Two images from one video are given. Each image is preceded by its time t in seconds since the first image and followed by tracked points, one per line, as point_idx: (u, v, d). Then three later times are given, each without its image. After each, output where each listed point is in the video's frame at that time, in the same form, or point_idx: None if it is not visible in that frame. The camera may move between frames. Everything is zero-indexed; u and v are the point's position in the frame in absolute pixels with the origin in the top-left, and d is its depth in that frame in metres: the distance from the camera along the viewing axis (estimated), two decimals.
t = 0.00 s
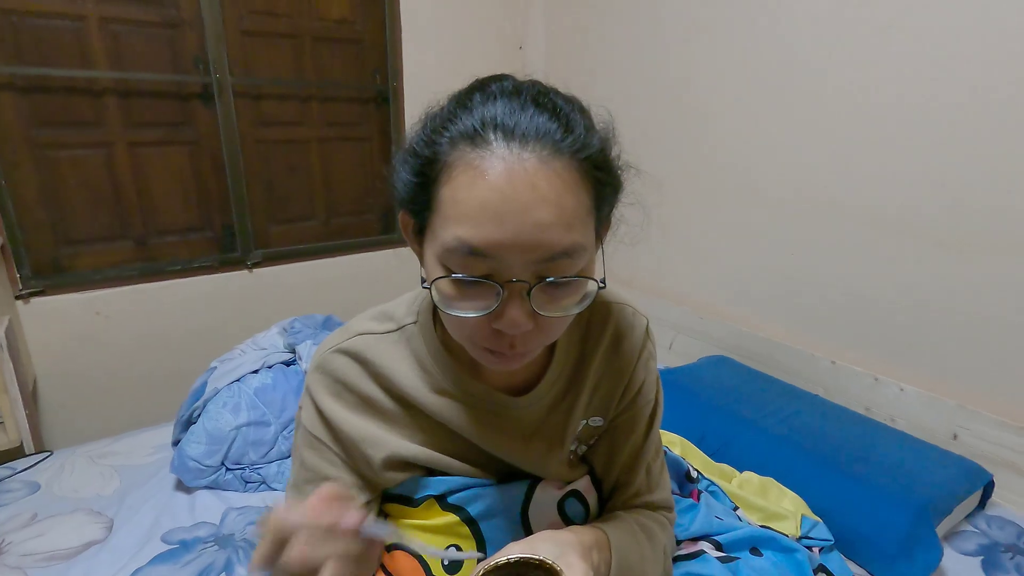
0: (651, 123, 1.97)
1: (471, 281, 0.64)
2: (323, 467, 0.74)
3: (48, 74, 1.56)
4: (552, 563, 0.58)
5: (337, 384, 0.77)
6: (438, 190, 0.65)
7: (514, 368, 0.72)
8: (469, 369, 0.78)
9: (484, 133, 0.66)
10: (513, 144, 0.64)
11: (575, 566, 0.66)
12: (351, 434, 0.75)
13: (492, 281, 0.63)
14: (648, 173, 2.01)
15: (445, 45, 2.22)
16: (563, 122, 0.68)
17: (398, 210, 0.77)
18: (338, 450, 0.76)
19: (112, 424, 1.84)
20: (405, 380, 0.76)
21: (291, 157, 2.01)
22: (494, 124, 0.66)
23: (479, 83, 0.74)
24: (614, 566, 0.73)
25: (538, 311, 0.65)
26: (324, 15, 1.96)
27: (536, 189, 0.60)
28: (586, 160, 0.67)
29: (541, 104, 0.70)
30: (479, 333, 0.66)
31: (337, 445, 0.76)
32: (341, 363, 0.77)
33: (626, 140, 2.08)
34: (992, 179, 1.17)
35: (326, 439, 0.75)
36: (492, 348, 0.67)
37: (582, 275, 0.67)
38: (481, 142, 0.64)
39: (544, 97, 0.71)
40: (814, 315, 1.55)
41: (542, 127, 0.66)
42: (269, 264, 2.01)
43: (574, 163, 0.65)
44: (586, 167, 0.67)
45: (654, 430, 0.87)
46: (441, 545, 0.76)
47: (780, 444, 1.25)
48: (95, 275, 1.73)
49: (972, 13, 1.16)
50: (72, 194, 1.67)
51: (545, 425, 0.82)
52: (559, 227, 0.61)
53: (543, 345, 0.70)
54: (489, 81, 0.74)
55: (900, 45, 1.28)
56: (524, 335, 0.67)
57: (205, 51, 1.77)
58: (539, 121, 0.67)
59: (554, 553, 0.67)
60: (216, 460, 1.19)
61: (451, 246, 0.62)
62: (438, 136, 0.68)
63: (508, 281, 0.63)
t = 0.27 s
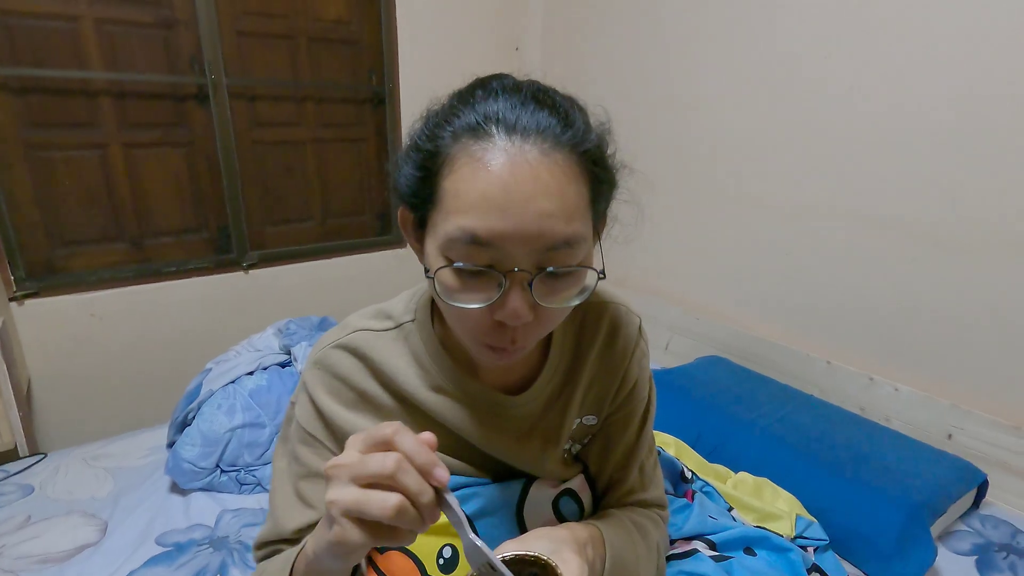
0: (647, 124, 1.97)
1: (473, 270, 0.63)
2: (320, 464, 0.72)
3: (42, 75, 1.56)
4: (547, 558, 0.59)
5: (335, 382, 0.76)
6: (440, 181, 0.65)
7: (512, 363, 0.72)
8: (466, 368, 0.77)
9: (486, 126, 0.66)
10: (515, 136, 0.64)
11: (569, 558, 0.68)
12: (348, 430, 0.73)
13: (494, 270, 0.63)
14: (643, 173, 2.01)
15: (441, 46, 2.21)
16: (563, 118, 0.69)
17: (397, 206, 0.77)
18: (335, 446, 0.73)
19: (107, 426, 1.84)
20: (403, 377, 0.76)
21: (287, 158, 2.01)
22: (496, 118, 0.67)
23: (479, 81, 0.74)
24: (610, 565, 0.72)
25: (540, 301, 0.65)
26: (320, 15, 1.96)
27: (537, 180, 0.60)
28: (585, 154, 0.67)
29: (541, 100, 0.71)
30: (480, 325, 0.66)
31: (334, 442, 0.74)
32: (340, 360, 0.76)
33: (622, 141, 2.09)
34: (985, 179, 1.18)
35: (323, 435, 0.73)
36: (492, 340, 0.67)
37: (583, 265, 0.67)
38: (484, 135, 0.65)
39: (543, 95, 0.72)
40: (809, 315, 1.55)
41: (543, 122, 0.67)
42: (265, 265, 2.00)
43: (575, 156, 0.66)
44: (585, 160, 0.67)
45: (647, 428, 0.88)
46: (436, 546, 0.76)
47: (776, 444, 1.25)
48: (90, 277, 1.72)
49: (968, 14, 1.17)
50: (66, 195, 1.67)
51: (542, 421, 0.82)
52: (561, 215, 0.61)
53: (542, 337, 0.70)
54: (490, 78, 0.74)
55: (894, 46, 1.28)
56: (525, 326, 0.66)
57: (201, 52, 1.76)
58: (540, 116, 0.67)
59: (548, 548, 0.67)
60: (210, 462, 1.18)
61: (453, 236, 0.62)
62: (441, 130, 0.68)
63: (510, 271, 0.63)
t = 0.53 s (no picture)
0: (644, 124, 1.98)
1: (474, 266, 0.63)
2: (315, 463, 0.72)
3: (38, 75, 1.56)
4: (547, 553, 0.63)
5: (334, 379, 0.76)
6: (443, 176, 0.65)
7: (511, 358, 0.72)
8: (463, 365, 0.77)
9: (489, 123, 0.66)
10: (519, 132, 0.64)
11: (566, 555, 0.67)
12: (344, 428, 0.73)
13: (495, 266, 0.63)
14: (641, 173, 2.02)
15: (438, 46, 2.21)
16: (566, 116, 0.69)
17: (398, 200, 0.77)
18: (332, 445, 0.74)
19: (104, 427, 1.83)
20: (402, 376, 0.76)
21: (285, 158, 2.01)
22: (499, 115, 0.67)
23: (482, 78, 0.74)
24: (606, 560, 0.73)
25: (540, 298, 0.65)
26: (318, 16, 1.95)
27: (539, 177, 0.60)
28: (587, 152, 0.67)
29: (544, 99, 0.71)
30: (479, 321, 0.66)
31: (331, 440, 0.74)
32: (338, 357, 0.76)
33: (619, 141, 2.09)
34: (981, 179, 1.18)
35: (319, 433, 0.73)
36: (491, 337, 0.67)
37: (583, 263, 0.68)
38: (487, 131, 0.65)
39: (546, 93, 0.72)
40: (807, 315, 1.56)
41: (546, 119, 0.67)
42: (263, 265, 2.00)
43: (577, 154, 0.66)
44: (587, 159, 0.67)
45: (643, 424, 0.88)
46: (432, 544, 0.76)
47: (773, 443, 1.25)
48: (86, 277, 1.72)
49: (964, 14, 1.17)
50: (63, 195, 1.66)
51: (540, 418, 0.82)
52: (562, 212, 0.61)
53: (541, 335, 0.70)
54: (493, 76, 0.74)
55: (890, 46, 1.29)
56: (525, 323, 0.66)
57: (198, 52, 1.76)
58: (543, 114, 0.68)
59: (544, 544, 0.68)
60: (208, 462, 1.18)
61: (454, 232, 0.62)
62: (444, 126, 0.68)
63: (511, 267, 0.63)
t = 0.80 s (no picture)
0: (643, 123, 1.98)
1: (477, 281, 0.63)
2: (314, 462, 0.72)
3: (37, 73, 1.55)
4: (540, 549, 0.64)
5: (334, 378, 0.76)
6: (445, 189, 0.65)
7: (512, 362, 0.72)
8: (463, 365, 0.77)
9: (492, 135, 0.66)
10: (522, 146, 0.64)
11: (558, 548, 0.67)
12: (344, 426, 0.73)
13: (499, 281, 0.63)
14: (640, 173, 2.02)
15: (437, 45, 2.21)
16: (569, 127, 0.69)
17: (399, 207, 0.77)
18: (331, 445, 0.73)
19: (103, 426, 1.83)
20: (402, 375, 0.76)
21: (283, 157, 2.01)
22: (502, 127, 0.67)
23: (485, 86, 0.74)
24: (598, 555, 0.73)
25: (542, 312, 0.66)
26: (317, 15, 1.95)
27: (543, 192, 0.61)
28: (590, 164, 0.67)
29: (547, 109, 0.71)
30: (481, 331, 0.66)
31: (330, 440, 0.74)
32: (339, 357, 0.76)
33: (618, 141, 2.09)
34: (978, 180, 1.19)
35: (318, 432, 0.73)
36: (493, 348, 0.68)
37: (584, 276, 0.68)
38: (490, 144, 0.65)
39: (549, 103, 0.72)
40: (805, 315, 1.56)
41: (549, 131, 0.67)
42: (261, 264, 2.00)
43: (580, 167, 0.66)
44: (590, 171, 0.67)
45: (642, 425, 0.89)
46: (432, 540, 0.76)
47: (771, 442, 1.26)
48: (85, 276, 1.72)
49: (962, 15, 1.17)
50: (61, 194, 1.66)
51: (540, 420, 0.82)
52: (563, 219, 0.61)
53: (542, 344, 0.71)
54: (495, 83, 0.74)
55: (889, 47, 1.29)
56: (527, 334, 0.67)
57: (197, 51, 1.76)
58: (546, 126, 0.68)
59: (539, 536, 0.67)
60: (206, 461, 1.18)
61: (457, 245, 0.62)
62: (447, 137, 0.68)
63: (514, 282, 0.63)
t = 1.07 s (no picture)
0: (640, 123, 1.98)
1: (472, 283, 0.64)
2: (313, 460, 0.72)
3: (35, 76, 1.56)
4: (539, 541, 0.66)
5: (333, 377, 0.76)
6: (440, 193, 0.66)
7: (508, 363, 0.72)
8: (460, 364, 0.78)
9: (485, 137, 0.66)
10: (515, 148, 0.64)
11: (558, 542, 0.68)
12: (343, 425, 0.74)
13: (493, 283, 0.64)
14: (637, 173, 2.02)
15: (435, 46, 2.22)
16: (563, 129, 0.70)
17: (396, 209, 0.78)
18: (330, 443, 0.74)
19: (102, 427, 1.84)
20: (400, 374, 0.76)
21: (282, 159, 2.01)
22: (495, 129, 0.67)
23: (479, 87, 0.75)
24: (597, 551, 0.74)
25: (537, 313, 0.66)
26: (315, 16, 1.96)
27: (536, 193, 0.61)
28: (584, 166, 0.68)
29: (540, 110, 0.71)
30: (478, 333, 0.67)
31: (329, 438, 0.74)
32: (338, 356, 0.77)
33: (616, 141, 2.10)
34: (974, 179, 1.20)
35: (317, 430, 0.74)
36: (489, 349, 0.68)
37: (579, 277, 0.68)
38: (484, 147, 0.65)
39: (543, 104, 0.72)
40: (802, 314, 1.57)
41: (542, 133, 0.67)
42: (260, 265, 2.01)
43: (573, 169, 0.66)
44: (584, 173, 0.68)
45: (639, 425, 0.89)
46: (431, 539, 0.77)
47: (768, 440, 1.26)
48: (84, 278, 1.72)
49: (957, 16, 1.18)
50: (60, 197, 1.67)
51: (538, 421, 0.83)
52: (559, 218, 0.62)
53: (538, 345, 0.72)
54: (490, 84, 0.75)
55: (885, 47, 1.30)
56: (523, 335, 0.67)
57: (195, 53, 1.76)
58: (540, 127, 0.68)
59: (539, 532, 0.68)
60: (206, 462, 1.18)
61: (452, 243, 0.62)
62: (441, 140, 0.69)
63: (509, 283, 0.64)
